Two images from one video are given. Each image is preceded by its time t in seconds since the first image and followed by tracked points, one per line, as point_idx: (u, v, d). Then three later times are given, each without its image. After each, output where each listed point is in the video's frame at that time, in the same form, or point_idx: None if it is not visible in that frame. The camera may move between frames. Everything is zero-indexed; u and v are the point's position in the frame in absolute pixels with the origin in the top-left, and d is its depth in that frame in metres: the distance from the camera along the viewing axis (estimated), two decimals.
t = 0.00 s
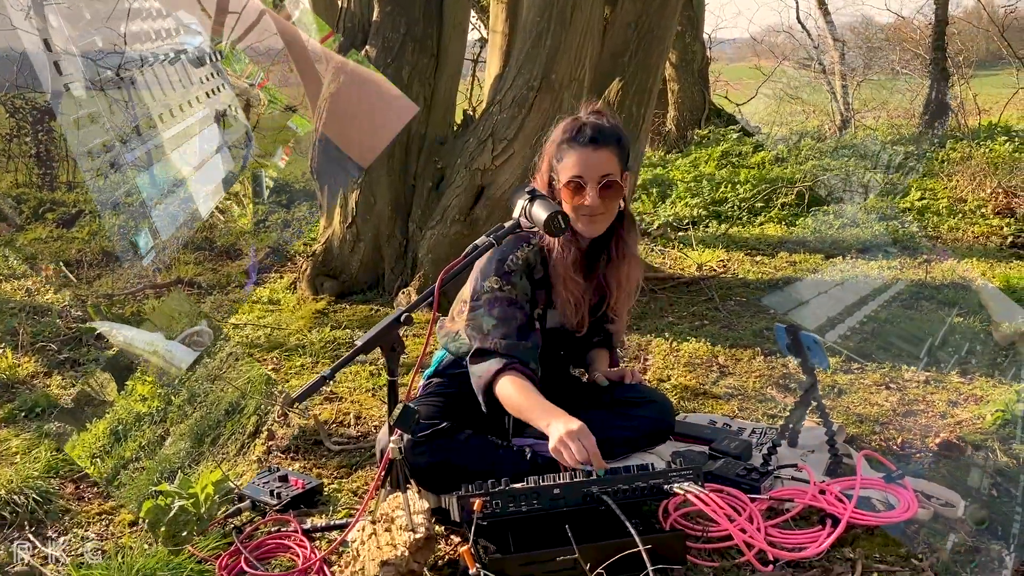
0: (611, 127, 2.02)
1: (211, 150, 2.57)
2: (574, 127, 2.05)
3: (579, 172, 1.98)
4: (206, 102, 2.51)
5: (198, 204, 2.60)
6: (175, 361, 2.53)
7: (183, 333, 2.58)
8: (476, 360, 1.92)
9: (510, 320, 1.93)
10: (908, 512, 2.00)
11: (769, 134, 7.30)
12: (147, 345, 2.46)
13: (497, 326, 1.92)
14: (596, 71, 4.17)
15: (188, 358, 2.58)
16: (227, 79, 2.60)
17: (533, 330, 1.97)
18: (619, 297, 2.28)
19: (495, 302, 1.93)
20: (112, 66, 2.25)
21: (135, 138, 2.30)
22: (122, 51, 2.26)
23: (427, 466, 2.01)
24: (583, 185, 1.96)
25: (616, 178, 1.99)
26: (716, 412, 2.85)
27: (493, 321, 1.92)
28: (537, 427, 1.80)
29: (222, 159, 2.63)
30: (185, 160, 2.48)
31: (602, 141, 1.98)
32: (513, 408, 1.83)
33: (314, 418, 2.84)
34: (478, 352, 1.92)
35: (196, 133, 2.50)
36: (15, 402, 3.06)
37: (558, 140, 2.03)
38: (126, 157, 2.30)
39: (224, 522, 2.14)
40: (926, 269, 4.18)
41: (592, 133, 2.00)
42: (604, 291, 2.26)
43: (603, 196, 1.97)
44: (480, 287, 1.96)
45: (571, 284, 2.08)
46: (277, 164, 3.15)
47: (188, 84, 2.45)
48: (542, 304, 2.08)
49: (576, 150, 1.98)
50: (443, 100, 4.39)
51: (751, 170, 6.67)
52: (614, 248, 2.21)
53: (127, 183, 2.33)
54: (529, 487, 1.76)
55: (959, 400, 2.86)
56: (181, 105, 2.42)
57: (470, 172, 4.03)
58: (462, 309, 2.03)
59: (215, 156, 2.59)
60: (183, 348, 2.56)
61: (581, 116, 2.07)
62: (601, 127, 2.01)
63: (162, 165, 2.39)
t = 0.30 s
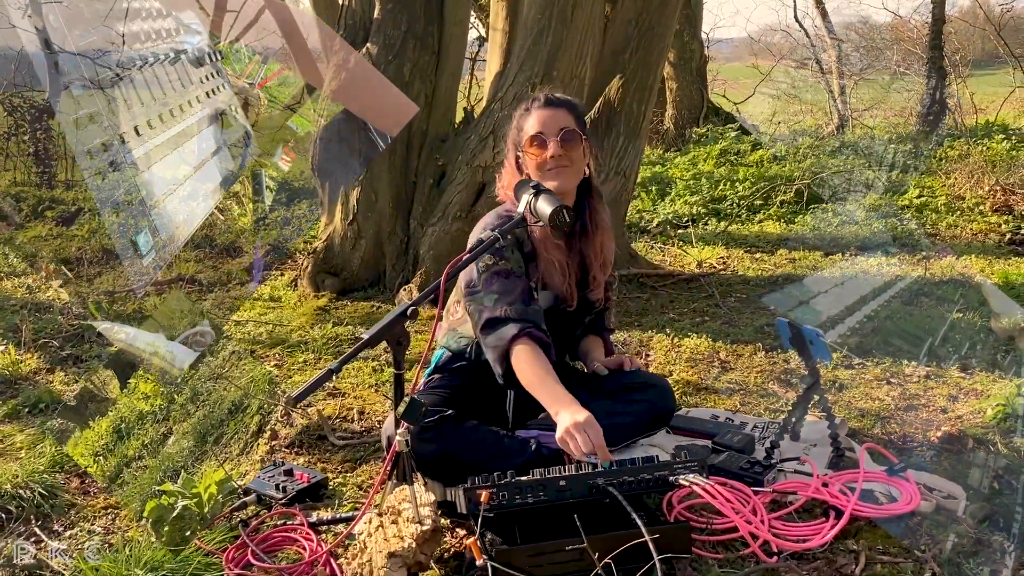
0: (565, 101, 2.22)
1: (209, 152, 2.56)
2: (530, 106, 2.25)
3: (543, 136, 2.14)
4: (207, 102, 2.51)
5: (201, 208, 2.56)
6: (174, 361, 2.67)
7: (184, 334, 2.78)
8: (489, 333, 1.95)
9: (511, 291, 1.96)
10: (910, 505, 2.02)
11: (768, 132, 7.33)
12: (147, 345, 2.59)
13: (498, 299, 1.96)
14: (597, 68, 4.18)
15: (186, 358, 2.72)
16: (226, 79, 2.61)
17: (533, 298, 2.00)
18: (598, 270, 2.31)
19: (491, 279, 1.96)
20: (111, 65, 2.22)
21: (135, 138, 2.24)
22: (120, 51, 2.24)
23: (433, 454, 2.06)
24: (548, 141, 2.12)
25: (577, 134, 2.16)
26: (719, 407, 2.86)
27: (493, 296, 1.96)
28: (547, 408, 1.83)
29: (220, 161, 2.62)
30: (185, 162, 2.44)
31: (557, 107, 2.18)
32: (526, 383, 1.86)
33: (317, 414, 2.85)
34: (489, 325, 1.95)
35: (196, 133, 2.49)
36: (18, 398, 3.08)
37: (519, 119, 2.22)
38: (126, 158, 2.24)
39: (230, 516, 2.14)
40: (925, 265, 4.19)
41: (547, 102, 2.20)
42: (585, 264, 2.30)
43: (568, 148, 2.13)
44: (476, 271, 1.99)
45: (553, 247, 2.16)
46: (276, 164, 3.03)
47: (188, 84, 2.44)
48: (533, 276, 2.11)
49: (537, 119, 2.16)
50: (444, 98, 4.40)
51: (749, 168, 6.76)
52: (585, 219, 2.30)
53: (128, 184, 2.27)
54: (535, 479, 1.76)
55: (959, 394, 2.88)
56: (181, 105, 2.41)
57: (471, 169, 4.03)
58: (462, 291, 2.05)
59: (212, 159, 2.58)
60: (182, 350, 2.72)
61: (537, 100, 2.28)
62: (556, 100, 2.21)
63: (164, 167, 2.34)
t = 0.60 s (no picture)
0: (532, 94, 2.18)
1: (209, 152, 2.58)
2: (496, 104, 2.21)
3: (511, 138, 2.11)
4: (207, 101, 2.58)
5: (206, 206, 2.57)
6: (174, 361, 2.74)
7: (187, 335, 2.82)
8: (488, 331, 1.94)
9: (503, 290, 1.95)
10: (915, 498, 2.01)
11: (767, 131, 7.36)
12: (148, 345, 2.63)
13: (491, 300, 1.95)
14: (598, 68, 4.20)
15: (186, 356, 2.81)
16: (226, 79, 2.72)
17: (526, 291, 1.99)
18: (586, 261, 2.26)
19: (481, 282, 1.95)
20: (113, 66, 2.26)
21: (135, 138, 2.26)
22: (120, 53, 2.28)
23: (440, 453, 2.07)
24: (516, 143, 2.09)
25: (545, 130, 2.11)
26: (722, 403, 2.88)
27: (485, 298, 1.95)
28: (552, 404, 1.83)
29: (221, 160, 2.64)
30: (184, 162, 2.45)
31: (522, 103, 2.14)
32: (529, 381, 1.86)
33: (323, 411, 2.85)
34: (488, 322, 1.94)
35: (195, 133, 2.52)
36: (23, 395, 3.08)
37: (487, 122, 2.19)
38: (127, 158, 2.25)
39: (238, 512, 2.13)
40: (924, 263, 4.21)
41: (511, 99, 2.15)
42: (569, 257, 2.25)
43: (537, 146, 2.09)
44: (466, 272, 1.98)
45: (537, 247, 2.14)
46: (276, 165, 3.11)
47: (188, 83, 2.54)
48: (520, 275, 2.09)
49: (503, 121, 2.13)
50: (446, 97, 4.40)
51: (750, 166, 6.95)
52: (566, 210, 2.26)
53: (128, 183, 2.26)
54: (543, 474, 1.78)
55: (961, 390, 2.90)
56: (180, 106, 2.47)
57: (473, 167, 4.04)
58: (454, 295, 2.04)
59: (213, 159, 2.60)
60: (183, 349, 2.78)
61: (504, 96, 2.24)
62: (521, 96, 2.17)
63: (165, 166, 2.36)
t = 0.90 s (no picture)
0: (505, 87, 2.15)
1: (208, 154, 2.62)
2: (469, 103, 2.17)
3: (489, 134, 2.08)
4: (207, 101, 2.66)
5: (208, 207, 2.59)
6: (174, 361, 2.82)
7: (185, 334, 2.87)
8: (491, 328, 1.90)
9: (499, 288, 1.92)
10: (926, 492, 2.03)
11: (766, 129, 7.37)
12: (148, 345, 2.71)
13: (489, 299, 1.92)
14: (603, 65, 4.21)
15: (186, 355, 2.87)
16: (226, 79, 2.83)
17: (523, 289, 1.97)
18: (576, 251, 2.24)
19: (476, 283, 1.92)
20: (114, 65, 2.25)
21: (134, 139, 2.25)
22: (121, 52, 2.27)
23: (454, 448, 2.08)
24: (497, 141, 2.06)
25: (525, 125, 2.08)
26: (731, 399, 2.89)
27: (482, 298, 1.92)
28: (561, 400, 1.82)
29: (219, 161, 2.69)
30: (184, 161, 2.47)
31: (498, 100, 2.11)
32: (538, 378, 1.84)
33: (332, 407, 2.85)
34: (489, 321, 1.91)
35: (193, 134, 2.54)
36: (31, 391, 3.08)
37: (462, 120, 2.16)
38: (127, 158, 2.24)
39: (251, 507, 2.14)
40: (926, 260, 4.22)
41: (487, 96, 2.12)
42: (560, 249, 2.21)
43: (518, 141, 2.06)
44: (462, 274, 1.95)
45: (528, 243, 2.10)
46: (276, 165, 3.22)
47: (185, 84, 2.57)
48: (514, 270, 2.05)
49: (480, 117, 2.10)
50: (451, 94, 4.41)
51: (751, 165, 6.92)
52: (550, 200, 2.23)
53: (129, 183, 2.25)
54: (557, 467, 1.79)
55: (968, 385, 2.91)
56: (179, 106, 2.48)
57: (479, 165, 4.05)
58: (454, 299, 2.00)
59: (212, 160, 2.64)
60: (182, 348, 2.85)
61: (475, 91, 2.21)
62: (494, 90, 2.14)
63: (167, 166, 2.37)
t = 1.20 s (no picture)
0: (510, 91, 2.07)
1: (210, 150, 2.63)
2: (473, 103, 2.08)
3: (495, 143, 2.03)
4: (207, 102, 2.63)
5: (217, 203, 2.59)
6: (174, 361, 2.86)
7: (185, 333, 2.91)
8: (495, 325, 1.89)
9: (500, 285, 1.90)
10: (933, 484, 2.04)
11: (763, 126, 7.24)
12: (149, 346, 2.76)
13: (492, 298, 1.90)
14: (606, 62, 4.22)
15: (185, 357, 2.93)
16: (226, 79, 2.79)
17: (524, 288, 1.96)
18: (571, 247, 2.24)
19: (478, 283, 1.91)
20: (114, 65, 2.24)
21: (134, 138, 2.25)
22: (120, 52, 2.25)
23: (462, 443, 2.07)
24: (505, 155, 2.01)
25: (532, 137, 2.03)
26: (737, 393, 2.90)
27: (485, 297, 1.90)
28: (570, 397, 1.80)
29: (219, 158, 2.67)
30: (183, 161, 2.46)
31: (505, 108, 2.03)
32: (544, 375, 1.83)
33: (339, 402, 2.85)
34: (491, 319, 1.90)
35: (191, 135, 2.51)
36: (38, 387, 3.09)
37: (464, 122, 2.08)
38: (127, 159, 2.24)
39: (261, 500, 2.15)
40: (928, 257, 4.22)
41: (492, 103, 2.04)
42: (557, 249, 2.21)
43: (525, 157, 2.01)
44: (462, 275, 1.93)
45: (529, 249, 2.09)
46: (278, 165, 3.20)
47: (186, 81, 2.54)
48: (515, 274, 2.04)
49: (485, 124, 2.03)
50: (454, 90, 4.41)
51: (750, 164, 6.83)
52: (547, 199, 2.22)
53: (127, 183, 2.25)
54: (570, 458, 1.80)
55: (973, 380, 2.91)
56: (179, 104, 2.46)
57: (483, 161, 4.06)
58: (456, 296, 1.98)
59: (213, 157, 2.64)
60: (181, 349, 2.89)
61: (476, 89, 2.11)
62: (498, 94, 2.05)
63: (166, 165, 2.37)
